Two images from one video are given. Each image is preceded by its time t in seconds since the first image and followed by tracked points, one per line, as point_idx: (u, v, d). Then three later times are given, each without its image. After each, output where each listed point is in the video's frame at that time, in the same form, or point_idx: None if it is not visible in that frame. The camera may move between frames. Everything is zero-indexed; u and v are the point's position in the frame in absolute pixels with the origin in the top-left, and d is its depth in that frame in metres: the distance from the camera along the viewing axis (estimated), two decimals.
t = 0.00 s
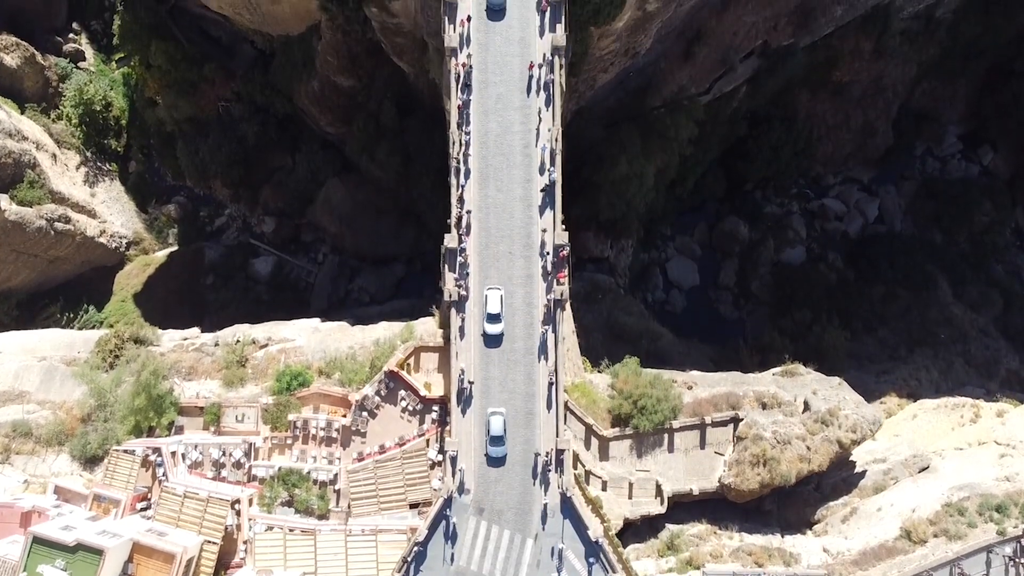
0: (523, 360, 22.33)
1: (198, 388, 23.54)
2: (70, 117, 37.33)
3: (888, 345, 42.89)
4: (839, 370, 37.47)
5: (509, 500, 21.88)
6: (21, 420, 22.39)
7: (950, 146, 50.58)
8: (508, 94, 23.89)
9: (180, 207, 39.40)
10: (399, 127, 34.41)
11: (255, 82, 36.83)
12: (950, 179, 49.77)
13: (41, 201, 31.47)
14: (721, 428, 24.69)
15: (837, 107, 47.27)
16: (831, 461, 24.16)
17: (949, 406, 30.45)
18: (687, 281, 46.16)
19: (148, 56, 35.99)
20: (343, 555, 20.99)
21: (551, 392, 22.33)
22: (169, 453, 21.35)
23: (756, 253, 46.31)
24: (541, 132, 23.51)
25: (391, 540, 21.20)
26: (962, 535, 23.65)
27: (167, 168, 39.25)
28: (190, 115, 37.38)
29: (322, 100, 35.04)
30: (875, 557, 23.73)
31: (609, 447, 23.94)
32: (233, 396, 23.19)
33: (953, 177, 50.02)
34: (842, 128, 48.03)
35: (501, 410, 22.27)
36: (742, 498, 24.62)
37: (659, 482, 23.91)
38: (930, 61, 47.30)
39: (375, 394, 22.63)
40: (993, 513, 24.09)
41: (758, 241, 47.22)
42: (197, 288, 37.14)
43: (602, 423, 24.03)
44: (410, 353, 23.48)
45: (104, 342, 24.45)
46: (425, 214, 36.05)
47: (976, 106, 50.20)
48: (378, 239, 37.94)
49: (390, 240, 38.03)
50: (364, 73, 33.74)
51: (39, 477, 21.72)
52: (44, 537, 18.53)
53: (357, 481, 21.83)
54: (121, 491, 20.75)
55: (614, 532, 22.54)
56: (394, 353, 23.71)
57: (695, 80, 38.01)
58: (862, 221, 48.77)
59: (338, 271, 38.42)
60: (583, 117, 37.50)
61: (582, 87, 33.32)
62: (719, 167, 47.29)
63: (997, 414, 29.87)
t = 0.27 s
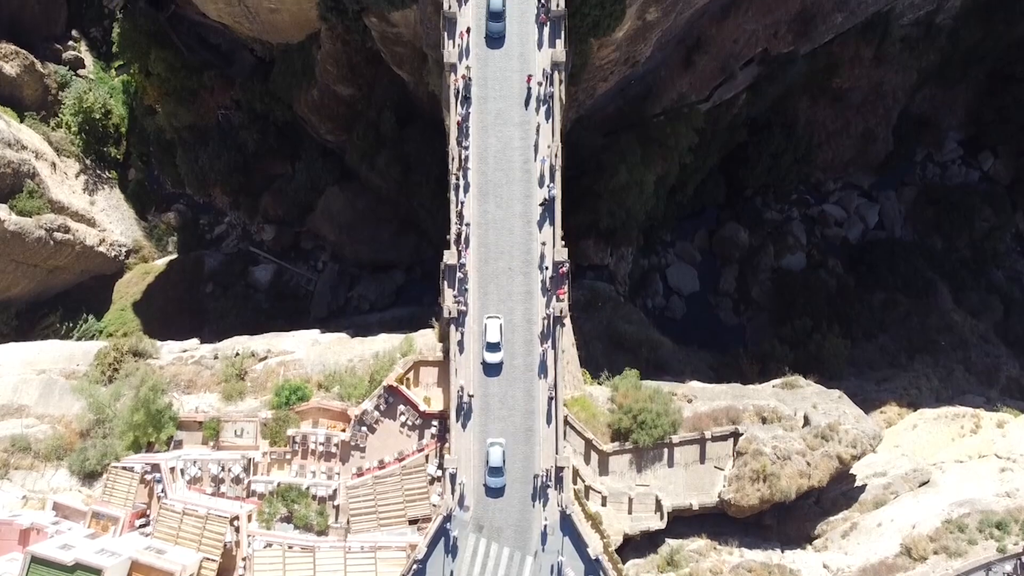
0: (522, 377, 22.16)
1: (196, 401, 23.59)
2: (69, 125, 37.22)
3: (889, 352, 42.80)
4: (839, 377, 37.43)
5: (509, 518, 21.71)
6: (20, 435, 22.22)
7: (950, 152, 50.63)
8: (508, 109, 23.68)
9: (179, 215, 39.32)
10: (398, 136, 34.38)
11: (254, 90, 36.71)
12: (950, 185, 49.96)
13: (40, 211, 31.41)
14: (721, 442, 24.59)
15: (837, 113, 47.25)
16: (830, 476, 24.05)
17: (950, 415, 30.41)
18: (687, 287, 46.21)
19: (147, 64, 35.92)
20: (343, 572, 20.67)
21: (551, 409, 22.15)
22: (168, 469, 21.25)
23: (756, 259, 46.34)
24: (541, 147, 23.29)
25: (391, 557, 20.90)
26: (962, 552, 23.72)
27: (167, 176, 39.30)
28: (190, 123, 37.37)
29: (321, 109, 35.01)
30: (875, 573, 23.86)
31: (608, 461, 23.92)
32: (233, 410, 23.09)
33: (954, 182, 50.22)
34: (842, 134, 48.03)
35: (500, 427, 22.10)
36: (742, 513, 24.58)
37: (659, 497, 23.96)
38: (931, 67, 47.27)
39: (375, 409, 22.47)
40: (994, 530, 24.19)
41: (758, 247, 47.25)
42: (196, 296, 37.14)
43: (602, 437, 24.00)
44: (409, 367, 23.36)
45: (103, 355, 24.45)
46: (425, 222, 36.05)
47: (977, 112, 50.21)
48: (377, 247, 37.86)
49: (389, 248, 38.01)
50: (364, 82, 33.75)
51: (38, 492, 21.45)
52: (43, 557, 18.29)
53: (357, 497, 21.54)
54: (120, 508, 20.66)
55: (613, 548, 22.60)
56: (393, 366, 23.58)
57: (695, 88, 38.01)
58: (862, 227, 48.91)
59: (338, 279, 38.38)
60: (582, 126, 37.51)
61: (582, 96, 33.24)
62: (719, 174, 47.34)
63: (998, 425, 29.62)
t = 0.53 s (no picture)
0: (522, 395, 22.00)
1: (196, 416, 23.53)
2: (69, 133, 37.29)
3: (889, 359, 42.75)
4: (840, 386, 37.37)
5: (508, 536, 21.60)
6: (19, 449, 22.19)
7: (950, 158, 50.65)
8: (508, 124, 23.43)
9: (178, 223, 39.11)
10: (398, 145, 34.37)
11: (254, 98, 36.77)
12: (950, 190, 50.12)
13: (39, 222, 31.37)
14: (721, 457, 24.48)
15: (837, 120, 47.21)
16: (830, 493, 24.10)
17: (951, 425, 30.37)
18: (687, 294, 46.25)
19: (147, 73, 35.86)
20: None
21: (551, 427, 21.99)
22: (166, 486, 21.14)
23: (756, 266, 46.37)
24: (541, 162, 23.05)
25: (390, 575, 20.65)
26: (962, 569, 24.09)
27: (166, 184, 39.14)
28: (189, 132, 37.31)
29: (321, 118, 34.98)
30: None
31: (608, 476, 23.89)
32: (232, 425, 23.04)
33: (954, 188, 50.37)
34: (842, 140, 48.00)
35: (500, 444, 21.99)
36: (741, 528, 24.73)
37: (659, 512, 23.93)
38: (931, 73, 47.28)
39: (374, 424, 22.34)
40: (995, 547, 24.50)
41: (758, 253, 47.27)
42: (196, 304, 37.00)
43: (601, 451, 23.96)
44: (409, 383, 23.21)
45: (102, 369, 24.48)
46: (425, 231, 36.02)
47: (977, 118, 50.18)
48: (377, 256, 37.81)
49: (389, 257, 37.98)
50: (364, 92, 33.75)
51: (37, 508, 21.35)
52: None
53: (356, 514, 21.47)
54: (119, 526, 20.59)
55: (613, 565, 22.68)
56: (393, 381, 23.46)
57: (695, 96, 37.98)
58: (861, 233, 48.94)
59: (337, 287, 38.33)
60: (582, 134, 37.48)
61: (582, 105, 33.19)
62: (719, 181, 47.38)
63: (998, 436, 29.76)
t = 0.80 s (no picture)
0: (521, 411, 21.95)
1: (195, 428, 23.37)
2: (68, 140, 37.21)
3: (889, 365, 42.70)
4: (840, 394, 37.33)
5: (508, 552, 21.58)
6: (17, 463, 22.15)
7: (950, 163, 50.65)
8: (507, 138, 23.29)
9: (177, 230, 39.19)
10: (398, 154, 34.33)
11: (254, 106, 36.78)
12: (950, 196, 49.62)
13: (38, 230, 31.33)
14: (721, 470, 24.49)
15: (837, 126, 47.16)
16: (830, 506, 24.26)
17: (951, 435, 30.36)
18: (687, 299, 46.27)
19: (147, 81, 35.80)
20: None
21: (551, 443, 21.97)
22: (165, 501, 21.00)
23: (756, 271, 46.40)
24: (540, 177, 22.93)
25: None
26: None
27: (166, 191, 39.28)
28: (189, 139, 37.27)
29: (320, 126, 34.97)
30: None
31: (607, 490, 23.81)
32: (231, 438, 22.99)
33: (953, 194, 49.92)
34: (842, 146, 47.96)
35: (500, 460, 21.95)
36: (740, 543, 24.61)
37: (659, 526, 23.76)
38: (931, 79, 47.26)
39: (373, 438, 22.26)
40: (995, 563, 24.85)
41: (758, 258, 47.29)
42: (195, 312, 36.92)
43: (600, 464, 23.95)
44: (408, 396, 23.16)
45: (101, 381, 24.24)
46: (424, 239, 35.99)
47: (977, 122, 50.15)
48: (376, 263, 37.82)
49: (389, 264, 37.96)
50: (363, 100, 33.70)
51: (36, 522, 21.42)
52: None
53: (355, 529, 21.37)
54: (117, 542, 20.59)
55: None
56: (392, 394, 23.35)
57: (694, 103, 37.96)
58: (862, 238, 48.96)
59: (337, 294, 38.33)
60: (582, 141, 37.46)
61: (582, 113, 33.15)
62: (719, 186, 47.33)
63: (999, 445, 29.71)
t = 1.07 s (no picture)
0: (521, 429, 21.88)
1: (194, 444, 23.25)
2: (67, 148, 37.11)
3: (890, 373, 42.64)
4: (840, 403, 37.28)
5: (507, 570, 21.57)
6: (17, 479, 22.15)
7: (950, 169, 50.62)
8: (507, 154, 23.15)
9: (177, 239, 39.12)
10: (398, 163, 34.31)
11: (253, 114, 36.75)
12: (950, 202, 49.90)
13: (37, 241, 31.30)
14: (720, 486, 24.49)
15: (838, 133, 47.11)
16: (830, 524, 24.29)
17: (952, 445, 30.43)
18: (687, 306, 46.28)
19: (146, 89, 35.75)
20: None
21: (551, 461, 21.91)
22: (164, 519, 20.86)
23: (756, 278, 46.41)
24: (540, 194, 22.81)
25: None
26: None
27: (165, 199, 39.24)
28: (189, 148, 37.25)
29: (320, 135, 34.95)
30: None
31: (607, 506, 23.78)
32: (230, 454, 22.86)
33: (954, 200, 50.17)
34: (843, 153, 47.92)
35: (499, 478, 21.88)
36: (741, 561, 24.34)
37: (659, 543, 23.56)
38: (931, 86, 47.26)
39: (373, 454, 22.21)
40: None
41: (758, 265, 47.29)
42: (195, 321, 36.81)
43: (600, 480, 23.96)
44: (407, 411, 23.09)
45: (100, 395, 24.41)
46: (424, 249, 35.98)
47: (977, 129, 50.12)
48: (376, 272, 37.82)
49: (388, 273, 37.96)
50: (363, 109, 33.65)
51: (35, 538, 21.33)
52: None
53: (354, 546, 21.37)
54: (116, 561, 20.54)
55: None
56: (392, 409, 23.26)
57: (695, 112, 37.93)
58: (862, 245, 48.97)
59: (337, 303, 38.32)
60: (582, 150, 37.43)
61: (582, 123, 33.09)
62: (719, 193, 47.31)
63: (999, 458, 29.69)
